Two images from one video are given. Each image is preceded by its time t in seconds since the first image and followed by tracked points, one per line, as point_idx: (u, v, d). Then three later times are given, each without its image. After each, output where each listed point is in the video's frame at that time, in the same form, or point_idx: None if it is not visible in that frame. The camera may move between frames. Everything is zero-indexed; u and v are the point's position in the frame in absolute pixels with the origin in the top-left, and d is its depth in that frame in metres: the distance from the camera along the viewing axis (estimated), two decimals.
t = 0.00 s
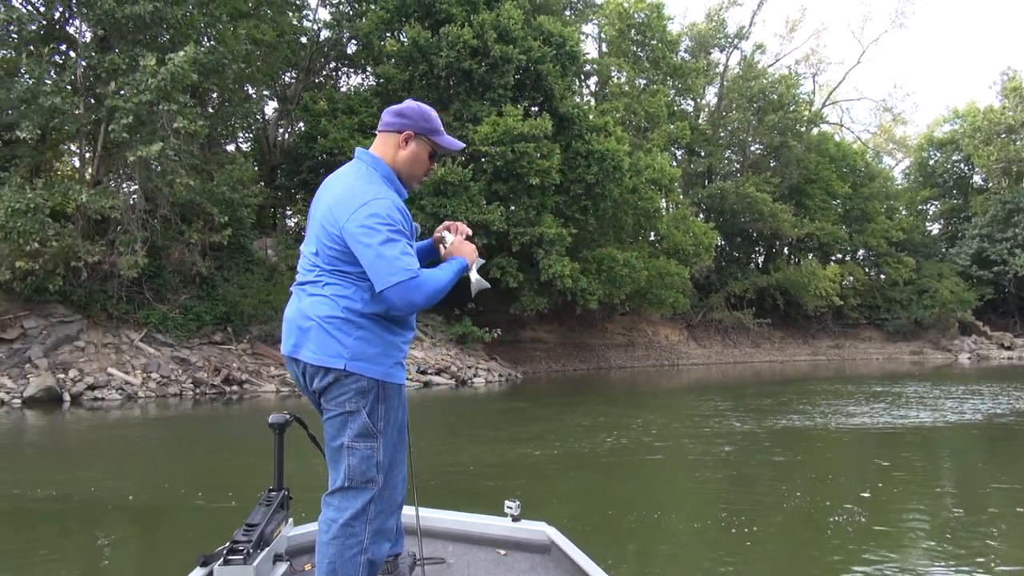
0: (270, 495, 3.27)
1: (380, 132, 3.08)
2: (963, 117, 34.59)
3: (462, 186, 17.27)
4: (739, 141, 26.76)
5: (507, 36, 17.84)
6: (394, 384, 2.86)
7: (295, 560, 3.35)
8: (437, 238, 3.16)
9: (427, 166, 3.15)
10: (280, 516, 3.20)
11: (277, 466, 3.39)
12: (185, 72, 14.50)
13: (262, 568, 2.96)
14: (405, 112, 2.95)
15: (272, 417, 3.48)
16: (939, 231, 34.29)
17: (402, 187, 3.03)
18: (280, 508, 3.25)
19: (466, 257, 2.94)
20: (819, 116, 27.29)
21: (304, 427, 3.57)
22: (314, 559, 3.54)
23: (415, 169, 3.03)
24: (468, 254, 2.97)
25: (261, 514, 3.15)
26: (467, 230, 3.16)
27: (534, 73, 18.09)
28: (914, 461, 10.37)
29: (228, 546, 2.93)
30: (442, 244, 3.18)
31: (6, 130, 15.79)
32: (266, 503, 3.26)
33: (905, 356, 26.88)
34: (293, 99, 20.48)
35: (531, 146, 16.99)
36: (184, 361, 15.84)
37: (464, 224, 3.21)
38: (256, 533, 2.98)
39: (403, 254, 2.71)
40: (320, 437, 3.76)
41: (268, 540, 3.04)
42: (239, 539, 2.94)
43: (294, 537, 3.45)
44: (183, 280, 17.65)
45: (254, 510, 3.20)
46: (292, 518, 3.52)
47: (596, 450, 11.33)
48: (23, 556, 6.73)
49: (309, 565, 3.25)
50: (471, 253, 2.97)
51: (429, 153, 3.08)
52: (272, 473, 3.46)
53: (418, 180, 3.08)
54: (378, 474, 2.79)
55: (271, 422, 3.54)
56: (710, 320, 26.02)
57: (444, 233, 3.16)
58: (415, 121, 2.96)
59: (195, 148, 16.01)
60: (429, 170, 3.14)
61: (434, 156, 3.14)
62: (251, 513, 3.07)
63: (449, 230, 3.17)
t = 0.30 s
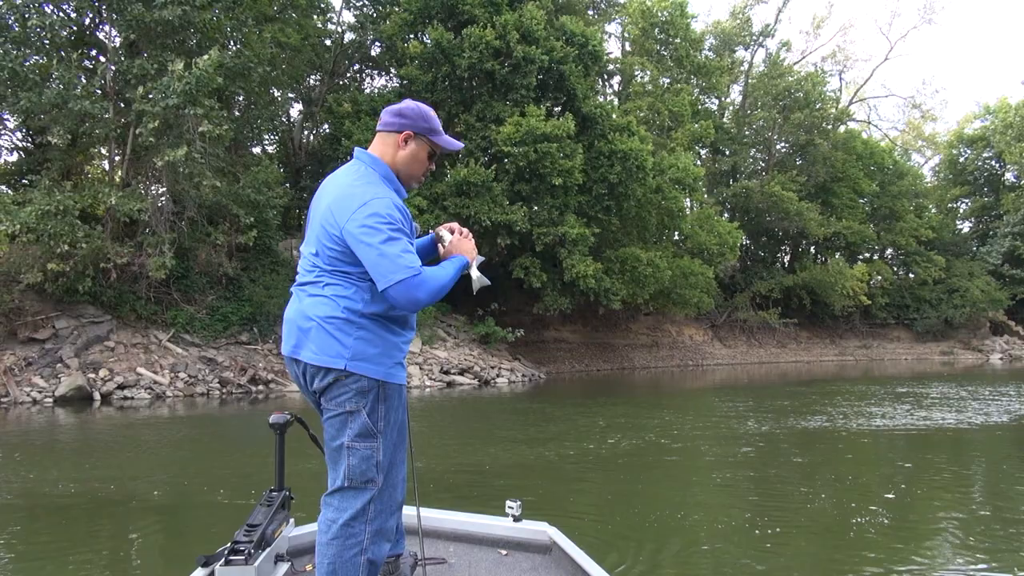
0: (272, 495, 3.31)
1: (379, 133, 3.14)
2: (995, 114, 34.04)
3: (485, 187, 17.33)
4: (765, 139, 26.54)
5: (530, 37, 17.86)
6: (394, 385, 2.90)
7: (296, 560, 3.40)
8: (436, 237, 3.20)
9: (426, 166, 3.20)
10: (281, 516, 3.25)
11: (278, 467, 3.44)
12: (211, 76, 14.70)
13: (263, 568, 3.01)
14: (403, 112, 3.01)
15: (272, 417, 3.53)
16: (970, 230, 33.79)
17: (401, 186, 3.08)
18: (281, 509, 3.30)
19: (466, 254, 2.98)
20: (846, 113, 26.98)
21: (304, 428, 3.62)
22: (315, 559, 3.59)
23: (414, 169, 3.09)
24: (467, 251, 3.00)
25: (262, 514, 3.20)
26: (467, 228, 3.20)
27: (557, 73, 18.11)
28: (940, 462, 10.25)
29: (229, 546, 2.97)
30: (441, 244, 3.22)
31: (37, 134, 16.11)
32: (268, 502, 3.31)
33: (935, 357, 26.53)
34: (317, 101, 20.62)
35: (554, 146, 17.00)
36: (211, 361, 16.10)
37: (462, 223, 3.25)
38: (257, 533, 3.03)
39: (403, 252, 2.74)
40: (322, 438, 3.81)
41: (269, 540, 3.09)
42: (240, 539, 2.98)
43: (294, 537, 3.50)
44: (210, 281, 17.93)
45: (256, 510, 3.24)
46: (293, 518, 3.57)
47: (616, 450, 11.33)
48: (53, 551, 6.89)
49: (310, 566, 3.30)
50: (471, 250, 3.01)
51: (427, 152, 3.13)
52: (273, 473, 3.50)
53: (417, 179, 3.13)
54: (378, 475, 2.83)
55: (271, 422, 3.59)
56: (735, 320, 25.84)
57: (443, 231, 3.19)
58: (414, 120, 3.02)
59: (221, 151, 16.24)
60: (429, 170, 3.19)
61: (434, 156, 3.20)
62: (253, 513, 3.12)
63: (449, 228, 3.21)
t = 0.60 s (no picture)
0: (270, 495, 3.38)
1: (379, 134, 3.18)
2: None
3: (506, 187, 17.39)
4: (789, 138, 26.32)
5: (551, 37, 17.86)
6: (392, 385, 2.94)
7: (295, 561, 3.47)
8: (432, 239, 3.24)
9: (425, 167, 3.26)
10: (279, 517, 3.31)
11: (276, 467, 3.51)
12: (234, 78, 14.86)
13: (262, 568, 3.07)
14: (404, 113, 3.06)
15: (270, 417, 3.59)
16: (1000, 228, 33.26)
17: (401, 186, 3.13)
18: (279, 509, 3.37)
19: (464, 254, 3.02)
20: (872, 111, 26.65)
21: (302, 428, 3.69)
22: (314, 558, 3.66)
23: (413, 169, 3.14)
24: (465, 251, 3.04)
25: (260, 514, 3.27)
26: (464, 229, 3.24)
27: (578, 73, 18.10)
28: (964, 464, 10.12)
29: (229, 546, 3.03)
30: (437, 245, 3.27)
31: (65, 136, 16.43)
32: (266, 503, 3.37)
33: (963, 357, 26.16)
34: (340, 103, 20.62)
35: (575, 146, 16.99)
36: (236, 361, 16.34)
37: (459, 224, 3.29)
38: (255, 533, 3.09)
39: (403, 250, 2.77)
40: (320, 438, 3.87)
41: (267, 540, 3.15)
42: (238, 540, 3.04)
43: (293, 537, 3.57)
44: (234, 281, 18.18)
45: (254, 511, 3.31)
46: (292, 518, 3.65)
47: (635, 450, 11.32)
48: (78, 546, 7.02)
49: (308, 566, 3.37)
50: (469, 251, 3.04)
51: (427, 153, 3.18)
52: (271, 473, 3.57)
53: (416, 180, 3.19)
54: (376, 475, 2.87)
55: (270, 423, 3.66)
56: (758, 320, 25.64)
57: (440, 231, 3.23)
58: (415, 121, 3.07)
59: (244, 153, 16.45)
60: (428, 171, 3.25)
61: (433, 157, 3.25)
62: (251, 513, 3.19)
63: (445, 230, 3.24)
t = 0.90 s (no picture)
0: (271, 495, 3.43)
1: (383, 134, 3.20)
2: None
3: (531, 188, 17.44)
4: (818, 137, 26.05)
5: (576, 38, 17.84)
6: (396, 385, 2.98)
7: (295, 561, 3.52)
8: (433, 241, 3.27)
9: (429, 168, 3.28)
10: (280, 517, 3.37)
11: (278, 466, 3.57)
12: (261, 80, 15.03)
13: (263, 567, 3.12)
14: (409, 113, 3.08)
15: (272, 417, 3.65)
16: None
17: (405, 187, 3.15)
18: (280, 508, 3.42)
19: (467, 256, 3.05)
20: (903, 109, 26.28)
21: (304, 428, 3.74)
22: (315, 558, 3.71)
23: (417, 170, 3.16)
24: (468, 253, 3.07)
25: (262, 514, 3.33)
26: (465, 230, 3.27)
27: (603, 74, 18.08)
28: (993, 469, 9.96)
29: (230, 545, 3.08)
30: (439, 246, 3.29)
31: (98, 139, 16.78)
32: (268, 503, 3.42)
33: (996, 360, 25.71)
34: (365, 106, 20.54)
35: (600, 146, 16.95)
36: (263, 360, 16.55)
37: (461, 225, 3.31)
38: (257, 532, 3.14)
39: (409, 252, 2.80)
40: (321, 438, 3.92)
41: (269, 540, 3.21)
42: (240, 540, 3.09)
43: (294, 537, 3.63)
44: (262, 282, 18.43)
45: (256, 511, 3.36)
46: (293, 520, 3.70)
47: (657, 452, 11.29)
48: (108, 540, 7.19)
49: (308, 565, 3.42)
50: (472, 253, 3.07)
51: (432, 154, 3.20)
52: (273, 473, 3.62)
53: (421, 180, 3.21)
54: (379, 475, 2.91)
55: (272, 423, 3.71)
56: (786, 322, 25.36)
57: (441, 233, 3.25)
58: (420, 122, 3.10)
59: (271, 155, 16.66)
60: (432, 172, 3.27)
61: (437, 158, 3.28)
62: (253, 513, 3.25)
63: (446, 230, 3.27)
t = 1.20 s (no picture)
0: (273, 496, 3.50)
1: (388, 134, 3.21)
2: None
3: (557, 188, 17.48)
4: (849, 136, 25.74)
5: (603, 38, 17.80)
6: (401, 386, 3.00)
7: (296, 561, 3.59)
8: (437, 241, 3.27)
9: (434, 168, 3.29)
10: (281, 517, 3.43)
11: (280, 467, 3.63)
12: (289, 83, 15.20)
13: (265, 567, 3.17)
14: (414, 114, 3.09)
15: (275, 418, 3.70)
16: None
17: (410, 187, 3.16)
18: (281, 509, 3.49)
19: (470, 258, 3.06)
20: (936, 107, 25.87)
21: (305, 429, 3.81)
22: (316, 558, 3.80)
23: (422, 170, 3.17)
24: (472, 255, 3.08)
25: (264, 514, 3.39)
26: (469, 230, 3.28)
27: (629, 74, 18.03)
28: None
29: (233, 545, 3.14)
30: (443, 247, 3.30)
31: (132, 143, 17.12)
32: (269, 503, 3.49)
33: None
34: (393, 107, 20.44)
35: (626, 147, 16.90)
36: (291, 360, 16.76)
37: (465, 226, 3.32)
38: (259, 532, 3.19)
39: (414, 253, 2.81)
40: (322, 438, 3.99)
41: (270, 540, 3.26)
42: (242, 539, 3.14)
43: (294, 538, 3.70)
44: (290, 282, 18.67)
45: (258, 511, 3.42)
46: (294, 520, 3.78)
47: (681, 453, 11.25)
48: (138, 536, 7.33)
49: (309, 566, 3.49)
50: (475, 255, 3.08)
51: (437, 154, 3.21)
52: (276, 473, 3.70)
53: (425, 181, 3.22)
54: (383, 476, 2.93)
55: (274, 423, 3.77)
56: (815, 323, 25.05)
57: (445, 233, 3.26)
58: (425, 122, 3.10)
59: (300, 157, 16.85)
60: (437, 172, 3.28)
61: (443, 158, 3.28)
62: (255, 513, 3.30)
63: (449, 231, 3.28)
